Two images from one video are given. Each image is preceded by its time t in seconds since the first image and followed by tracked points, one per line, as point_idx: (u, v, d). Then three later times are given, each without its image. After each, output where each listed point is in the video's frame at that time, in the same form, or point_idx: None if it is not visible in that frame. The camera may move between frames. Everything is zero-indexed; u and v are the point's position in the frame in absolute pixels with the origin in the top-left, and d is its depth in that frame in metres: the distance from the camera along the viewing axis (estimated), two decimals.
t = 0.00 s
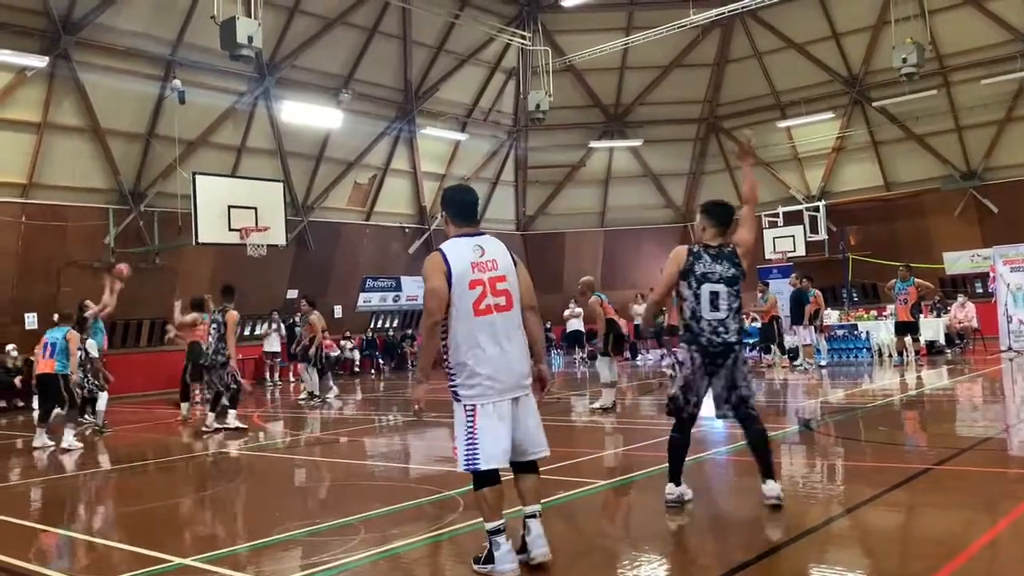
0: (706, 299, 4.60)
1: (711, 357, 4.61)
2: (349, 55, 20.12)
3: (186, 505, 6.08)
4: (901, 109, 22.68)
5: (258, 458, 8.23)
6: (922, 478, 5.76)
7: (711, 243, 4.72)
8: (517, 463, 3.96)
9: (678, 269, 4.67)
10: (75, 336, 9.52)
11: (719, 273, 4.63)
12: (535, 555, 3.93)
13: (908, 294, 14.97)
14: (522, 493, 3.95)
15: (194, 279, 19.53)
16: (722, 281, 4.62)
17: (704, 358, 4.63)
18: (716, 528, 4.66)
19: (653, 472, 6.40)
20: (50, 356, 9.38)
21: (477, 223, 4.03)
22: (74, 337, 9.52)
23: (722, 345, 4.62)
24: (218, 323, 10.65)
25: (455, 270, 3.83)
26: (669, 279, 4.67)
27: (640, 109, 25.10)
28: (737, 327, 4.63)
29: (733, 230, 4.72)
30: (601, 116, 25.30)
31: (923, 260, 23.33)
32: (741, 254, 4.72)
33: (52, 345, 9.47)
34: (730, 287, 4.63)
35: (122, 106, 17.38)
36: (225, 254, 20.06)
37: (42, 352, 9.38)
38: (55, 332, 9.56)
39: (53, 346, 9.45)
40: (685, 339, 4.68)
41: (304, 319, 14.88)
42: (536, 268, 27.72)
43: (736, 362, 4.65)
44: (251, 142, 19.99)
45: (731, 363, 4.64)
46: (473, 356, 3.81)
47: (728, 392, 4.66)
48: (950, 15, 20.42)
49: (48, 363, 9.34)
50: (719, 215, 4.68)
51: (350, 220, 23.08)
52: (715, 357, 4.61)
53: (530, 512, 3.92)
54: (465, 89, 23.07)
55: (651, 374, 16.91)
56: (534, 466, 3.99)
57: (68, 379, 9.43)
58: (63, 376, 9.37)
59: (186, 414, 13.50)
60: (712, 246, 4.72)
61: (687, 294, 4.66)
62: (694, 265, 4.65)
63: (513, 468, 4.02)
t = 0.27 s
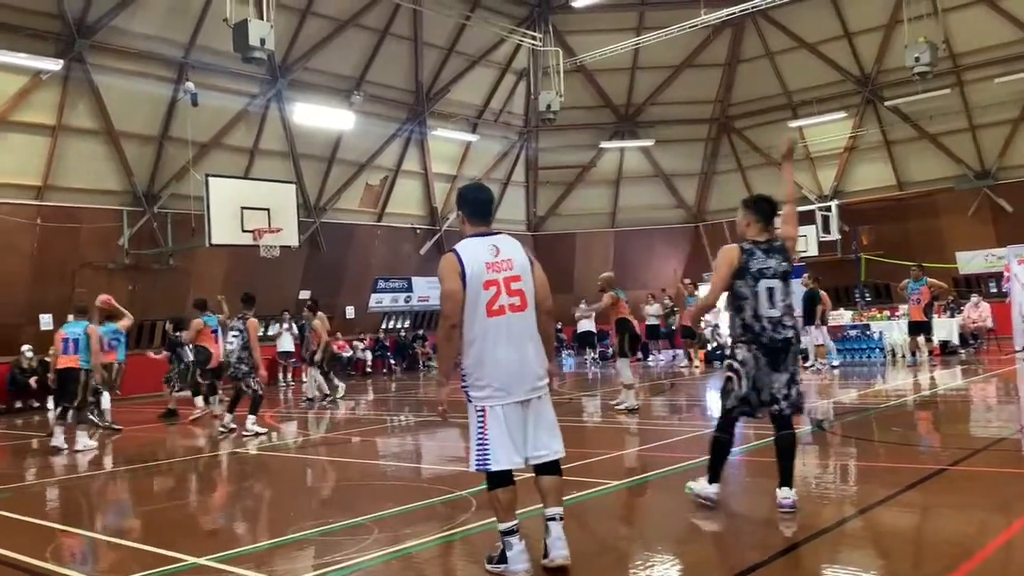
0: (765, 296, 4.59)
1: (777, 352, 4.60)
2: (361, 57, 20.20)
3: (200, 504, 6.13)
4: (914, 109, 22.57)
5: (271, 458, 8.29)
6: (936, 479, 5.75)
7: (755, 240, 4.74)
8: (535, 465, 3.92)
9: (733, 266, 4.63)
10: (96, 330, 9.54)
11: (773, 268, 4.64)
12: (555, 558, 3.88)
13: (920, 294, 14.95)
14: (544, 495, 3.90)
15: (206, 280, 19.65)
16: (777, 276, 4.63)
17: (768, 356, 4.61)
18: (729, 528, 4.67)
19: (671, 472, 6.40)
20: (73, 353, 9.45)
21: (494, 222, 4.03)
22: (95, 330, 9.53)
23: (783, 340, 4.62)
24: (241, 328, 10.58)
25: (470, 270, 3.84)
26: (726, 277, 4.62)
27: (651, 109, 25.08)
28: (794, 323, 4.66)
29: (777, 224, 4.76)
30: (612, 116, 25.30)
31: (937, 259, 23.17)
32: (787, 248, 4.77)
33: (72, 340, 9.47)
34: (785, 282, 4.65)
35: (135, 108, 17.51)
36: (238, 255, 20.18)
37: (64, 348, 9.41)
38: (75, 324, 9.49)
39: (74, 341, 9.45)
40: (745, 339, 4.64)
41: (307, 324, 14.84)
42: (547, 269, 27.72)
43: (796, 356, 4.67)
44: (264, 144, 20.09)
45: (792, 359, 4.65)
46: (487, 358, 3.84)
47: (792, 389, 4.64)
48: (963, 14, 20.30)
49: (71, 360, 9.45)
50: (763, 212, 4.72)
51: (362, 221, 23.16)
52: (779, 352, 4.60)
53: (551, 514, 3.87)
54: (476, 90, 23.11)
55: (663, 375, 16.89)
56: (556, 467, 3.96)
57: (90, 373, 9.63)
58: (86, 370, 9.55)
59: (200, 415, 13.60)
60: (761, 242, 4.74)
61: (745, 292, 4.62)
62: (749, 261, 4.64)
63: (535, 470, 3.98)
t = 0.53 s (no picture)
0: (811, 290, 4.67)
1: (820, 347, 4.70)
2: (372, 54, 20.21)
3: (213, 501, 6.15)
4: (929, 105, 22.41)
5: (283, 455, 8.31)
6: (953, 477, 5.68)
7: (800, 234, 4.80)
8: (551, 464, 3.90)
9: (782, 259, 4.67)
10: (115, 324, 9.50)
11: (819, 263, 4.70)
12: (567, 560, 3.86)
13: (935, 292, 14.71)
14: (559, 495, 3.87)
15: (219, 278, 19.74)
16: (822, 271, 4.71)
17: (810, 350, 4.70)
18: (743, 526, 4.64)
19: (682, 472, 6.34)
20: (96, 349, 9.44)
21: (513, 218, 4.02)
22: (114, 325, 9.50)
23: (824, 335, 4.71)
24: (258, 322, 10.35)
25: (487, 266, 3.83)
26: (777, 271, 4.65)
27: (664, 106, 25.00)
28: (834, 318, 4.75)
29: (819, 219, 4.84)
30: (624, 113, 25.25)
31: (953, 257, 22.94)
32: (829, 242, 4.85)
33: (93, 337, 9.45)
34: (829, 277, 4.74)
35: (148, 107, 17.59)
36: (250, 253, 20.26)
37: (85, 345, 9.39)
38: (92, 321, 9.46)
39: (94, 338, 9.42)
40: (790, 332, 4.70)
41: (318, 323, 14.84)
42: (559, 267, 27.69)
43: (834, 351, 4.77)
44: (276, 142, 20.15)
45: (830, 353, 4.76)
46: (504, 355, 3.82)
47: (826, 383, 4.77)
48: (978, 9, 20.11)
49: (95, 357, 9.44)
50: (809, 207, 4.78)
51: (374, 218, 23.21)
52: (820, 348, 4.70)
53: (565, 515, 3.85)
54: (488, 88, 23.09)
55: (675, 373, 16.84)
56: (572, 466, 3.92)
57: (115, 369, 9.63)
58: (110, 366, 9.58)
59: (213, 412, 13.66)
60: (806, 237, 4.80)
61: (792, 286, 4.68)
62: (797, 255, 4.70)
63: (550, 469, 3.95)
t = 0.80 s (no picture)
0: (869, 282, 4.43)
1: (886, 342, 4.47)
2: (377, 52, 20.22)
3: (219, 498, 6.17)
4: (934, 101, 22.35)
5: (289, 452, 8.33)
6: (959, 474, 5.67)
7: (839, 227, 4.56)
8: (557, 461, 3.89)
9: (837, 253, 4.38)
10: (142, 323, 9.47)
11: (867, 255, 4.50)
12: (572, 558, 3.83)
13: (940, 288, 14.75)
14: (564, 492, 3.86)
15: (224, 275, 19.78)
16: (872, 263, 4.50)
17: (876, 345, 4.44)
18: (748, 522, 4.64)
19: (687, 469, 6.33)
20: (123, 348, 9.40)
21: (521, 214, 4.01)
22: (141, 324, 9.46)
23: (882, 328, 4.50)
24: (261, 317, 10.38)
25: (494, 262, 3.84)
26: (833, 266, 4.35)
27: (669, 102, 24.97)
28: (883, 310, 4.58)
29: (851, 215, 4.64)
30: (629, 110, 25.23)
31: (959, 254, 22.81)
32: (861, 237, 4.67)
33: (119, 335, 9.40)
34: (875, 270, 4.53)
35: (153, 105, 17.62)
36: (255, 251, 20.29)
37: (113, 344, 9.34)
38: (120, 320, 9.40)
39: (121, 337, 9.38)
40: (858, 329, 4.40)
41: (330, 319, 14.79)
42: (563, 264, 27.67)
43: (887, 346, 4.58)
44: (280, 140, 20.18)
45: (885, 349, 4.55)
46: (511, 352, 3.82)
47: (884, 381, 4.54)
48: (983, 4, 20.04)
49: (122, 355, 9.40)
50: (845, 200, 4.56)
51: (378, 216, 23.24)
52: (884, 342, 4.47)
53: (570, 512, 3.84)
54: (492, 85, 23.08)
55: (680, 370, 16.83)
56: (578, 463, 3.91)
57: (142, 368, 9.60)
58: (138, 364, 9.55)
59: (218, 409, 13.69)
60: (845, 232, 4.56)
61: (850, 280, 4.40)
62: (847, 248, 4.44)
63: (556, 467, 3.95)
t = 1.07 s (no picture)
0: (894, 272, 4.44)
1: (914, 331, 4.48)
2: (375, 51, 20.21)
3: (219, 498, 6.18)
4: (932, 98, 22.37)
5: (288, 452, 8.33)
6: (959, 471, 5.67)
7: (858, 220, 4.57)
8: (555, 460, 3.90)
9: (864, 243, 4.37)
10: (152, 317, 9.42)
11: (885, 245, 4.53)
12: (571, 557, 3.82)
13: (939, 285, 14.76)
14: (563, 491, 3.86)
15: (222, 275, 19.77)
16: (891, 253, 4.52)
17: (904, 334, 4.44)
18: (748, 520, 4.64)
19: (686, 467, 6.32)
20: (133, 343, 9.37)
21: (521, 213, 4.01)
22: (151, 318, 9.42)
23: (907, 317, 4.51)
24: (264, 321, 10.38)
25: (493, 261, 3.84)
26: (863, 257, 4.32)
27: (667, 101, 24.96)
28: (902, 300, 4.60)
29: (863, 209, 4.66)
30: (627, 108, 25.23)
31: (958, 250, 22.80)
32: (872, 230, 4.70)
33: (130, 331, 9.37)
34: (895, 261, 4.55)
35: (151, 105, 17.61)
36: (254, 251, 20.28)
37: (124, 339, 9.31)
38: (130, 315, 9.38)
39: (131, 332, 9.36)
40: (888, 319, 4.36)
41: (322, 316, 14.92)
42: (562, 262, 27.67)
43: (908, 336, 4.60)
44: (279, 140, 20.18)
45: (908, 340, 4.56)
46: (510, 351, 3.82)
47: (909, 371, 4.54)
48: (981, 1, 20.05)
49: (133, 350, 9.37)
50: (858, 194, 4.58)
51: (377, 215, 23.24)
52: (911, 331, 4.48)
53: (569, 511, 3.84)
54: (490, 84, 23.08)
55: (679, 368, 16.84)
56: (576, 462, 3.92)
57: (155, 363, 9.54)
58: (150, 359, 9.50)
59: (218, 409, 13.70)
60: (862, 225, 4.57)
61: (879, 269, 4.39)
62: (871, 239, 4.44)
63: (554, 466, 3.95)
